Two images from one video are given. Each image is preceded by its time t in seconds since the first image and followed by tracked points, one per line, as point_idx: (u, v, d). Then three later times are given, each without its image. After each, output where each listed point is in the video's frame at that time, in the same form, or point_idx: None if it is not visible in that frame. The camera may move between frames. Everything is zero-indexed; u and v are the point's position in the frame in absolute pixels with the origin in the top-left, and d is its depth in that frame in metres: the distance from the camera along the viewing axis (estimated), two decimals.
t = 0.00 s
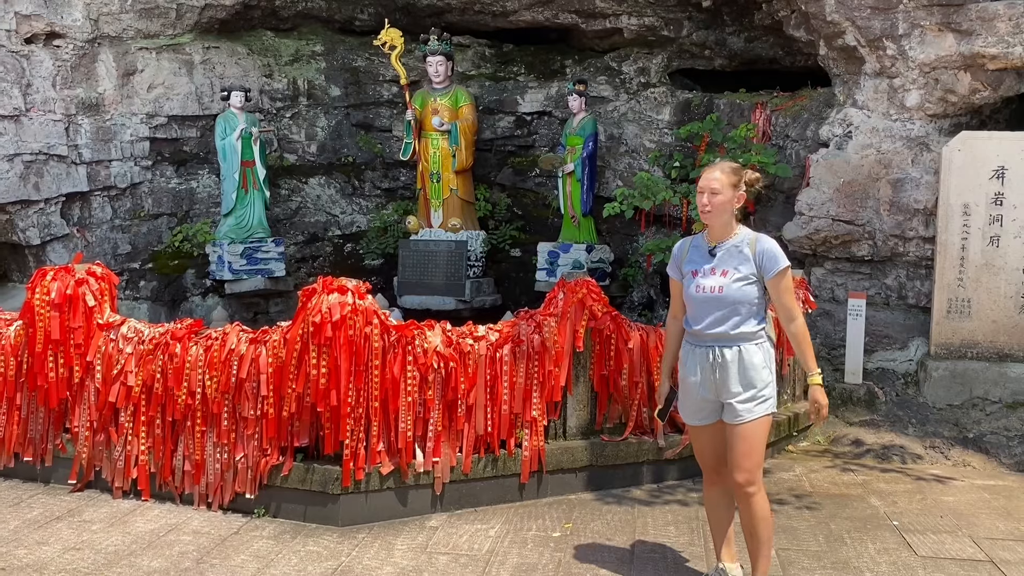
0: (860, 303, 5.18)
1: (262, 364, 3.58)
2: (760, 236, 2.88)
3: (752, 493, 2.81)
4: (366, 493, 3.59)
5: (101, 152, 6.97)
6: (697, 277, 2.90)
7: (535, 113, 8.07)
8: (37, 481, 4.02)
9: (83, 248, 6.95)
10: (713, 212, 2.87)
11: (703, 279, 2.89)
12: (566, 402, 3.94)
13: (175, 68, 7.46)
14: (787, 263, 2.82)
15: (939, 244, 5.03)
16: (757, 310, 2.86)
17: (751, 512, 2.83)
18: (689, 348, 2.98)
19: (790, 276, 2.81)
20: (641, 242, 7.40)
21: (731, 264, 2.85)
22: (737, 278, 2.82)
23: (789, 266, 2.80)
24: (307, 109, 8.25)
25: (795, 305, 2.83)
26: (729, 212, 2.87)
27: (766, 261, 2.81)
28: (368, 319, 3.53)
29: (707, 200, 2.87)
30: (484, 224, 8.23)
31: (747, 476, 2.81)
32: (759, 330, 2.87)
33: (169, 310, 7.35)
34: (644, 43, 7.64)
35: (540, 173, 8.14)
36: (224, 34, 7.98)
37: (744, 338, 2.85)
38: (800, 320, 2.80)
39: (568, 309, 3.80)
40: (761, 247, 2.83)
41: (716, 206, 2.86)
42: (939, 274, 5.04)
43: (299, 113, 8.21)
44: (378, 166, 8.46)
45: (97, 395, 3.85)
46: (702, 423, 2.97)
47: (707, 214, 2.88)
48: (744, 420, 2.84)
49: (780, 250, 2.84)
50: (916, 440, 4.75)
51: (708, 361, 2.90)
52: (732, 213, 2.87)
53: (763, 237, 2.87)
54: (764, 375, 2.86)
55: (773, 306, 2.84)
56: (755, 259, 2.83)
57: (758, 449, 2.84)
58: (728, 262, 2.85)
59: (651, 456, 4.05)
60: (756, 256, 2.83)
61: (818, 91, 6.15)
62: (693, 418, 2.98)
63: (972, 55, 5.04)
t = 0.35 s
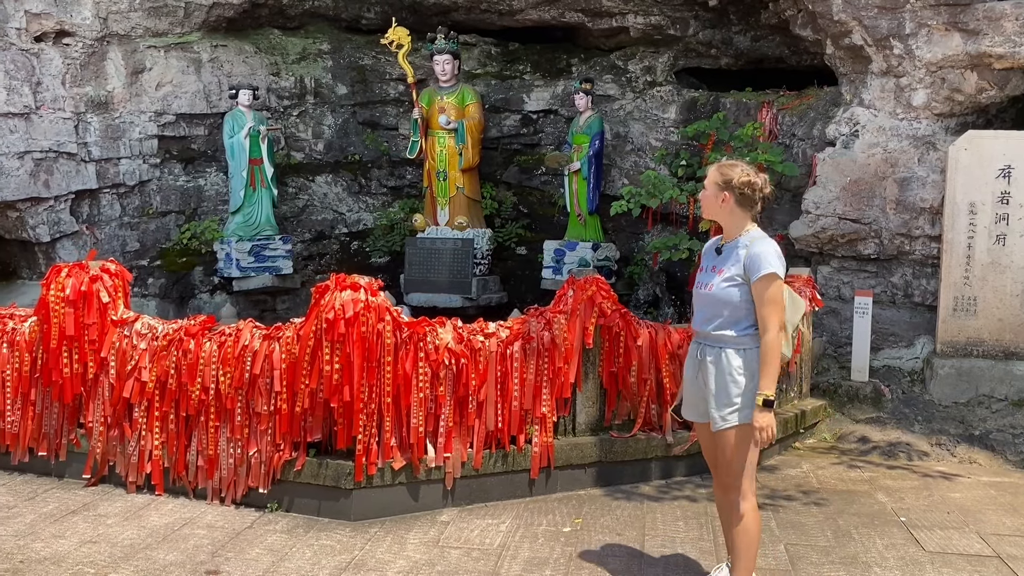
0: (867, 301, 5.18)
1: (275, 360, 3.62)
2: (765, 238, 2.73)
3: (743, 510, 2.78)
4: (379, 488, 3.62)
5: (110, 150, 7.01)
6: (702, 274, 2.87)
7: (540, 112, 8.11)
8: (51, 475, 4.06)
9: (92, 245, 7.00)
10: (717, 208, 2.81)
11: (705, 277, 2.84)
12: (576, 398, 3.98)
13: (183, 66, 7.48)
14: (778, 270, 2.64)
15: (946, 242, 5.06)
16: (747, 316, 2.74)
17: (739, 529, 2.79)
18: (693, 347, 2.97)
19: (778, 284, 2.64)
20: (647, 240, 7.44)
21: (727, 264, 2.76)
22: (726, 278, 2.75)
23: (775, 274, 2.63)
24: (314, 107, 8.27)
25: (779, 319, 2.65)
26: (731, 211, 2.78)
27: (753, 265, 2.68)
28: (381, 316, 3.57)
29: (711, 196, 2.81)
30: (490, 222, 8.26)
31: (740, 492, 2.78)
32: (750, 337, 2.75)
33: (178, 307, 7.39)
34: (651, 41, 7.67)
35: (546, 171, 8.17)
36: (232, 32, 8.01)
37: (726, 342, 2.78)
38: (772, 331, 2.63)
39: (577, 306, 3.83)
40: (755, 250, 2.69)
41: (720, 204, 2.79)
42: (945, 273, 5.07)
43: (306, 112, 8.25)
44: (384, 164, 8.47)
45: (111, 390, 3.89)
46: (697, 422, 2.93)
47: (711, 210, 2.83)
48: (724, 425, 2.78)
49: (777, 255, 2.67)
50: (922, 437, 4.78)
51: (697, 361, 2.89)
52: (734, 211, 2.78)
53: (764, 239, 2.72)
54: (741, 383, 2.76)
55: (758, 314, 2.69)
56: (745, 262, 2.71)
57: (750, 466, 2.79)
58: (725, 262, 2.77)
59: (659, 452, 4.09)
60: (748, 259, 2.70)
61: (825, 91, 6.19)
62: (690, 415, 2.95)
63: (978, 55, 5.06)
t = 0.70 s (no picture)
0: (874, 300, 5.20)
1: (288, 358, 3.64)
2: (761, 237, 2.70)
3: (748, 511, 2.72)
4: (391, 485, 3.65)
5: (119, 149, 7.04)
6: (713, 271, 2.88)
7: (547, 111, 8.13)
8: (64, 472, 4.09)
9: (101, 244, 7.04)
10: (729, 205, 2.83)
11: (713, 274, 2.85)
12: (585, 396, 4.00)
13: (191, 65, 7.50)
14: (751, 264, 2.60)
15: (953, 241, 5.07)
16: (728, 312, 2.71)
17: (747, 532, 2.72)
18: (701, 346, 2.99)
19: (748, 278, 2.59)
20: (653, 240, 7.46)
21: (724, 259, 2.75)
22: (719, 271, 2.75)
23: (745, 267, 2.60)
24: (321, 107, 8.30)
25: (734, 311, 2.57)
26: (740, 208, 2.81)
27: (734, 259, 2.67)
28: (393, 314, 3.60)
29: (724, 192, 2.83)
30: (496, 221, 8.29)
31: (747, 497, 2.71)
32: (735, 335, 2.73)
33: (185, 306, 7.36)
34: (657, 41, 7.69)
35: (552, 171, 8.20)
36: (239, 32, 8.04)
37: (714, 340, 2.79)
38: (723, 318, 2.57)
39: (587, 305, 3.85)
40: (744, 245, 2.67)
41: (732, 200, 2.81)
42: (952, 272, 5.09)
43: (312, 111, 8.27)
44: (391, 163, 8.51)
45: (125, 388, 3.92)
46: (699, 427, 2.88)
47: (727, 208, 2.86)
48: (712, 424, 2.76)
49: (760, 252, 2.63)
50: (930, 435, 4.79)
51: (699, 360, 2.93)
52: (744, 209, 2.80)
53: (759, 236, 2.70)
54: (721, 383, 2.75)
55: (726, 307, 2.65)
56: (731, 257, 2.69)
57: (755, 465, 2.72)
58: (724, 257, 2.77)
59: (668, 450, 4.11)
60: (735, 253, 2.68)
61: (832, 90, 6.20)
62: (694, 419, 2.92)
63: (986, 55, 5.08)
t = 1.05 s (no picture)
0: (880, 301, 5.22)
1: (296, 359, 3.65)
2: (751, 242, 2.69)
3: (749, 515, 2.73)
4: (398, 485, 3.66)
5: (125, 150, 7.05)
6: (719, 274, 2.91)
7: (551, 112, 8.13)
8: (73, 473, 4.11)
9: (107, 245, 7.07)
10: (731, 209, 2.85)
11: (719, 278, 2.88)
12: (592, 397, 4.01)
13: (196, 67, 7.51)
14: (727, 273, 2.62)
15: (959, 242, 5.08)
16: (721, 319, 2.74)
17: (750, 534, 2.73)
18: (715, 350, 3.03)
19: (731, 286, 2.61)
20: (658, 240, 7.46)
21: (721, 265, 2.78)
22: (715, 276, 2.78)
23: (722, 275, 2.62)
24: (325, 108, 8.31)
25: (723, 323, 2.62)
26: (740, 211, 2.82)
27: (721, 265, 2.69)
28: (400, 315, 3.61)
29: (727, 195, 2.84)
30: (501, 222, 8.30)
31: (747, 500, 2.72)
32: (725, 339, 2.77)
33: (192, 306, 7.43)
34: (662, 42, 7.69)
35: (556, 172, 8.20)
36: (244, 33, 8.06)
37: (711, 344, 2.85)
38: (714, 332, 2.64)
39: (594, 306, 3.86)
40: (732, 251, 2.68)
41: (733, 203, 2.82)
42: (958, 273, 5.10)
43: (318, 112, 8.27)
44: (395, 164, 8.54)
45: (133, 389, 3.93)
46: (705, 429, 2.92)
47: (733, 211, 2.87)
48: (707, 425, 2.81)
49: (746, 258, 2.63)
50: (935, 436, 4.80)
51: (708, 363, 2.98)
52: (744, 213, 2.81)
53: (747, 242, 2.69)
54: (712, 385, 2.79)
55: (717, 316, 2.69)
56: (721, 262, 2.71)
57: (754, 469, 2.72)
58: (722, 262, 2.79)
59: (675, 450, 4.12)
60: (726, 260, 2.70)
61: (837, 91, 6.21)
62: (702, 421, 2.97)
63: (992, 55, 5.08)
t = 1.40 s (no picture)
0: (884, 303, 5.21)
1: (300, 362, 3.66)
2: (751, 247, 2.69)
3: (753, 518, 2.72)
4: (403, 488, 3.66)
5: (128, 153, 7.07)
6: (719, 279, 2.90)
7: (554, 114, 8.13)
8: (77, 475, 4.11)
9: (111, 247, 7.07)
10: (732, 214, 2.84)
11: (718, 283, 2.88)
12: (596, 399, 4.01)
13: (200, 69, 7.53)
14: (726, 280, 2.62)
15: (963, 243, 5.07)
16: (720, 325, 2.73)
17: (754, 538, 2.73)
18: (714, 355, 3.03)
19: (730, 292, 2.61)
20: (661, 242, 7.46)
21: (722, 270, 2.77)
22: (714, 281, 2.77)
23: (721, 281, 2.62)
24: (329, 110, 8.32)
25: (722, 327, 2.60)
26: (742, 216, 2.81)
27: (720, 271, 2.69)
28: (404, 318, 3.61)
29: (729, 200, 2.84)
30: (504, 224, 8.30)
31: (751, 503, 2.72)
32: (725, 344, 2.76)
33: (196, 309, 7.41)
34: (664, 43, 7.69)
35: (559, 173, 8.21)
36: (248, 35, 8.07)
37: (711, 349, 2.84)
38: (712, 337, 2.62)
39: (597, 308, 3.86)
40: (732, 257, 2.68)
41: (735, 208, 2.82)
42: (962, 274, 5.09)
43: (321, 114, 8.28)
44: (398, 166, 8.52)
45: (138, 391, 3.94)
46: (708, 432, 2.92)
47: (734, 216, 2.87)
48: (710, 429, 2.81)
49: (745, 264, 2.64)
50: (939, 438, 4.79)
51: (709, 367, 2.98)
52: (746, 217, 2.81)
53: (747, 247, 2.69)
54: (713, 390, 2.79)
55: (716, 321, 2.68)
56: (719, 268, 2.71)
57: (757, 473, 2.73)
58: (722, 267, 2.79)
59: (679, 453, 4.12)
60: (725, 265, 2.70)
61: (840, 92, 6.21)
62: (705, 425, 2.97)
63: (995, 57, 5.07)
